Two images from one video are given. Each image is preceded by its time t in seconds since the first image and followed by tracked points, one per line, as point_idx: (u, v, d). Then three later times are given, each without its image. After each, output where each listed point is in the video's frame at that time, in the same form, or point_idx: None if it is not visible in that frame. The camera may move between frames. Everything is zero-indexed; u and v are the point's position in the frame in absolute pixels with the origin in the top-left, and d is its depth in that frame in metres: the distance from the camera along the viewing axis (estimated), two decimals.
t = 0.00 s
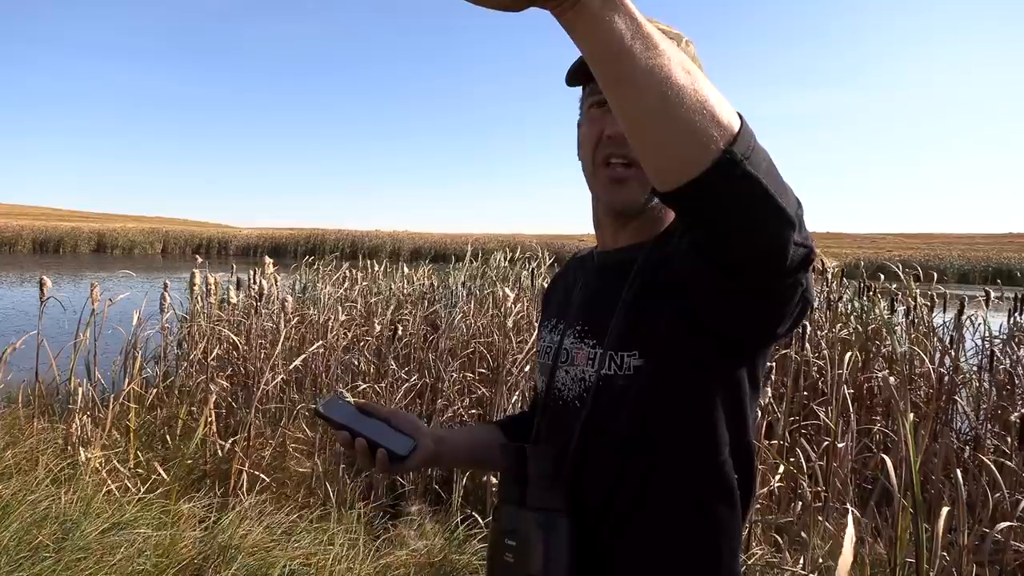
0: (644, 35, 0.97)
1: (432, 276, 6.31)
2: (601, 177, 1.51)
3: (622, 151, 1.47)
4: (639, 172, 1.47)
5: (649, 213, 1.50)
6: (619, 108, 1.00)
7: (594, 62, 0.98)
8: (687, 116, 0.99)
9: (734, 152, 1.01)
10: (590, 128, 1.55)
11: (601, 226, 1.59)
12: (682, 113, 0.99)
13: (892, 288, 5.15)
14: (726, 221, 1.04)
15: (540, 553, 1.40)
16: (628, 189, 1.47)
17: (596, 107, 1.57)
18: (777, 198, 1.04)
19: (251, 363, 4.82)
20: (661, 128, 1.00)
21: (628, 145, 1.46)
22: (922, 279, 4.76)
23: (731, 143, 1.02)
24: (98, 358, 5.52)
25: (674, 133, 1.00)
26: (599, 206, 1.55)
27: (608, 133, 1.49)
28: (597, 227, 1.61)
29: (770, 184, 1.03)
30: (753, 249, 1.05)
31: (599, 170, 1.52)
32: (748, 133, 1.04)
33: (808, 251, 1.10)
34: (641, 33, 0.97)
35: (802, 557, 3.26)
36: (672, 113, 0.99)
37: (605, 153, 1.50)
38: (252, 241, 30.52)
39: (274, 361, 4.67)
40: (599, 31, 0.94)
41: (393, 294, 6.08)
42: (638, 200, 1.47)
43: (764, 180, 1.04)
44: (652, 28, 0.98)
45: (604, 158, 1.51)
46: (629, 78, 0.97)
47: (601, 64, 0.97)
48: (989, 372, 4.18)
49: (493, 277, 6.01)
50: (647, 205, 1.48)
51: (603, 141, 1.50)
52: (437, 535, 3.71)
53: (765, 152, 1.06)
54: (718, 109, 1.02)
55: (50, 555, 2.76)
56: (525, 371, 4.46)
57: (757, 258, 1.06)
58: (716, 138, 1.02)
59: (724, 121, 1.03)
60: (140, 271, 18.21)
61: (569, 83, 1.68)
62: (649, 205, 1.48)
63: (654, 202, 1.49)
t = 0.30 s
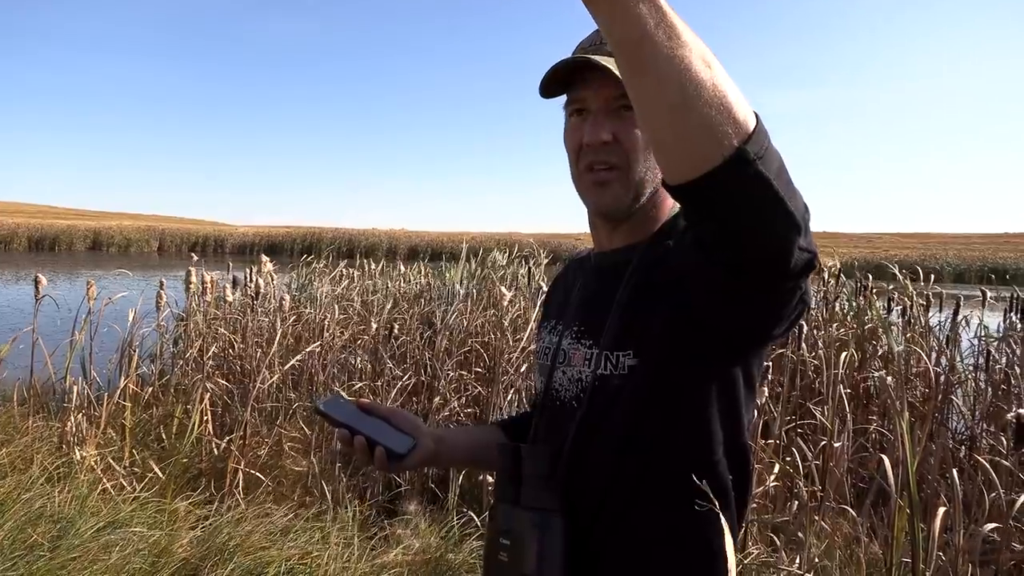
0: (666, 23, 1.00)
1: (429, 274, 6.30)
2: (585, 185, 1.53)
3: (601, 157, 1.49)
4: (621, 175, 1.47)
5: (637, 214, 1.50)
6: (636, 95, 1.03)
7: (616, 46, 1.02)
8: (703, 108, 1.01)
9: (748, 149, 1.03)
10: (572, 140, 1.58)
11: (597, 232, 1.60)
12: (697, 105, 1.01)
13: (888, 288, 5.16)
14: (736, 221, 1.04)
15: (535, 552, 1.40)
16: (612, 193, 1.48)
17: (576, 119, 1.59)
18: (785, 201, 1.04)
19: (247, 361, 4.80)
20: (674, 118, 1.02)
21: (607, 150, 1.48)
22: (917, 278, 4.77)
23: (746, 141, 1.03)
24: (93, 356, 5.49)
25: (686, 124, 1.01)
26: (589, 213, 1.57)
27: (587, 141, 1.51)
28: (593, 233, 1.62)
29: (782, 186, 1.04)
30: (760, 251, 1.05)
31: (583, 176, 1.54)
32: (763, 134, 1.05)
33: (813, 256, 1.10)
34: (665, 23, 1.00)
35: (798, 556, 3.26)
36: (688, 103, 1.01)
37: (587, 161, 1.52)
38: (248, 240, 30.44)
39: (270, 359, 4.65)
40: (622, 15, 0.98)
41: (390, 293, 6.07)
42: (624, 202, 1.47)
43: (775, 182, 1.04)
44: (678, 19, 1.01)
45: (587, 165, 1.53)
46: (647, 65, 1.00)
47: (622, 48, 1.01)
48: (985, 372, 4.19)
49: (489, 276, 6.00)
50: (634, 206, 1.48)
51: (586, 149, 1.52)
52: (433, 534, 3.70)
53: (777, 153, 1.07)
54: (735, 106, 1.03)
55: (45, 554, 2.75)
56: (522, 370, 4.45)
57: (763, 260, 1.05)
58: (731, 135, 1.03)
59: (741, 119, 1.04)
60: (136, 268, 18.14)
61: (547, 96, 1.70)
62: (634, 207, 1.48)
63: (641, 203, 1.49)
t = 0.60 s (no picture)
0: (667, 23, 0.99)
1: (428, 274, 6.30)
2: (584, 187, 1.53)
3: (600, 159, 1.49)
4: (620, 177, 1.47)
5: (636, 215, 1.50)
6: (634, 94, 1.03)
7: (615, 45, 1.01)
8: (701, 109, 1.01)
9: (748, 150, 1.03)
10: (570, 141, 1.58)
11: (596, 232, 1.60)
12: (696, 106, 1.01)
13: (887, 288, 5.16)
14: (735, 221, 1.04)
15: (535, 552, 1.40)
16: (611, 195, 1.48)
17: (574, 120, 1.59)
18: (783, 201, 1.04)
19: (246, 360, 4.81)
20: (674, 119, 1.02)
21: (606, 152, 1.48)
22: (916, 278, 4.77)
23: (746, 141, 1.03)
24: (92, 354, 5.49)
25: (687, 125, 1.01)
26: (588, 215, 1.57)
27: (585, 143, 1.51)
28: (592, 233, 1.62)
29: (781, 187, 1.04)
30: (757, 252, 1.04)
31: (582, 177, 1.54)
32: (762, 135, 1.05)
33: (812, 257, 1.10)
34: (665, 23, 1.00)
35: (796, 555, 3.27)
36: (687, 103, 1.01)
37: (586, 163, 1.52)
38: (248, 238, 30.43)
39: (269, 358, 4.65)
40: (621, 15, 0.98)
41: (390, 291, 6.07)
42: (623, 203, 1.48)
43: (774, 183, 1.04)
44: (678, 19, 1.00)
45: (586, 166, 1.52)
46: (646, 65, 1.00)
47: (621, 47, 1.00)
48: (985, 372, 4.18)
49: (489, 275, 5.99)
50: (633, 207, 1.48)
51: (584, 150, 1.52)
52: (432, 533, 3.70)
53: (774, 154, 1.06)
54: (733, 107, 1.03)
55: (43, 552, 2.75)
56: (522, 369, 4.46)
57: (762, 260, 1.05)
58: (730, 136, 1.03)
59: (740, 120, 1.04)
60: (136, 267, 18.13)
61: (545, 97, 1.69)
62: (633, 208, 1.48)
63: (640, 204, 1.49)
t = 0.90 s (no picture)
0: (680, 24, 0.99)
1: (428, 272, 6.30)
2: (584, 188, 1.53)
3: (600, 160, 1.49)
4: (620, 178, 1.47)
5: (636, 216, 1.50)
6: (647, 95, 1.03)
7: (630, 48, 1.01)
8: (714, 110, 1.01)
9: (761, 151, 1.02)
10: (570, 142, 1.58)
11: (595, 232, 1.60)
12: (708, 106, 1.00)
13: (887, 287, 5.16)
14: (746, 223, 1.04)
15: (537, 551, 1.39)
16: (611, 196, 1.48)
17: (573, 120, 1.59)
18: (796, 202, 1.03)
19: (246, 359, 4.81)
20: (686, 119, 1.01)
21: (606, 153, 1.48)
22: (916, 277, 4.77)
23: (759, 143, 1.03)
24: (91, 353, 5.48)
25: (698, 125, 1.01)
26: (588, 215, 1.57)
27: (586, 144, 1.51)
28: (591, 233, 1.62)
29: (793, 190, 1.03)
30: (764, 249, 1.04)
31: (582, 178, 1.53)
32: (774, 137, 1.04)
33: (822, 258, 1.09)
34: (679, 24, 0.99)
35: (796, 554, 3.27)
36: (700, 105, 1.00)
37: (586, 164, 1.52)
38: (247, 236, 30.42)
39: (268, 356, 4.65)
40: (634, 16, 0.98)
41: (389, 290, 6.06)
42: (623, 204, 1.48)
43: (786, 185, 1.03)
44: (692, 19, 1.00)
45: (586, 167, 1.52)
46: (659, 66, 1.00)
47: (635, 49, 1.00)
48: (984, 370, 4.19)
49: (489, 274, 5.98)
50: (634, 208, 1.49)
51: (584, 151, 1.52)
52: (431, 531, 3.71)
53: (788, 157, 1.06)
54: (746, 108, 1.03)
55: (42, 552, 2.75)
56: (521, 368, 4.45)
57: (773, 262, 1.05)
58: (743, 138, 1.02)
59: (752, 121, 1.03)
60: (136, 266, 18.13)
61: (542, 97, 1.68)
62: (634, 209, 1.49)
63: (640, 205, 1.49)
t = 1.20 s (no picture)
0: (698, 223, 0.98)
1: (427, 271, 6.30)
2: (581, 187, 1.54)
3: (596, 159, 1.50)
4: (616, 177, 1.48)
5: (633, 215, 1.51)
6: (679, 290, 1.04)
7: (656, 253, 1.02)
8: (747, 291, 1.00)
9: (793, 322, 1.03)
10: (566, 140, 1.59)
11: (591, 230, 1.61)
12: (737, 295, 1.00)
13: (887, 285, 5.16)
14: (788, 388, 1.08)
15: (537, 549, 1.38)
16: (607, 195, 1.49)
17: (569, 119, 1.60)
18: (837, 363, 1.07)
19: (245, 357, 4.80)
20: (721, 311, 1.02)
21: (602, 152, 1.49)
22: (916, 275, 4.76)
23: (790, 315, 1.03)
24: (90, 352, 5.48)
25: (731, 316, 1.02)
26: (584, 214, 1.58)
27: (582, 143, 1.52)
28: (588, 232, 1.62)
29: (828, 351, 1.05)
30: (807, 392, 1.09)
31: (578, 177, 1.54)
32: (811, 304, 1.03)
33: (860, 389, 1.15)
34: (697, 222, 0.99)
35: (796, 553, 3.27)
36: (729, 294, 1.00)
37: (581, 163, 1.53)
38: (247, 235, 30.41)
39: (268, 355, 4.65)
40: (652, 229, 0.99)
41: (389, 289, 6.05)
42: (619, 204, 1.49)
43: (829, 350, 1.07)
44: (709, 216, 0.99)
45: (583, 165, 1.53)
46: (689, 267, 1.00)
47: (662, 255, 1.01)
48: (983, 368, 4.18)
49: (488, 272, 5.98)
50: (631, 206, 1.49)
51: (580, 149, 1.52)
52: (430, 530, 3.71)
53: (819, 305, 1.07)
54: (780, 274, 1.02)
55: (41, 550, 2.74)
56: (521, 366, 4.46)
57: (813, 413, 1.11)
58: (775, 311, 1.02)
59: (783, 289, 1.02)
60: (135, 264, 18.12)
61: (538, 96, 1.67)
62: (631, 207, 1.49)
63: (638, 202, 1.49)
